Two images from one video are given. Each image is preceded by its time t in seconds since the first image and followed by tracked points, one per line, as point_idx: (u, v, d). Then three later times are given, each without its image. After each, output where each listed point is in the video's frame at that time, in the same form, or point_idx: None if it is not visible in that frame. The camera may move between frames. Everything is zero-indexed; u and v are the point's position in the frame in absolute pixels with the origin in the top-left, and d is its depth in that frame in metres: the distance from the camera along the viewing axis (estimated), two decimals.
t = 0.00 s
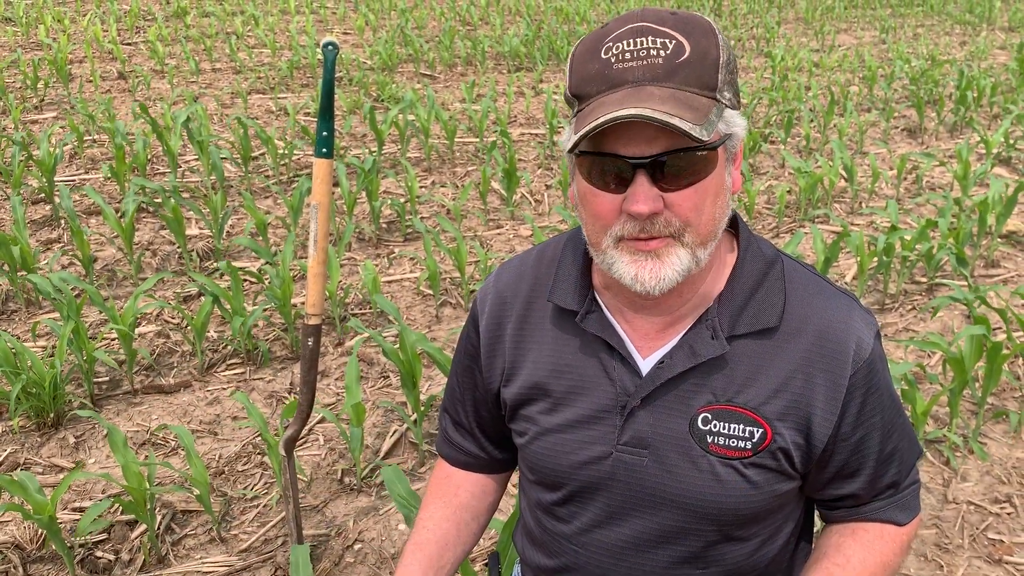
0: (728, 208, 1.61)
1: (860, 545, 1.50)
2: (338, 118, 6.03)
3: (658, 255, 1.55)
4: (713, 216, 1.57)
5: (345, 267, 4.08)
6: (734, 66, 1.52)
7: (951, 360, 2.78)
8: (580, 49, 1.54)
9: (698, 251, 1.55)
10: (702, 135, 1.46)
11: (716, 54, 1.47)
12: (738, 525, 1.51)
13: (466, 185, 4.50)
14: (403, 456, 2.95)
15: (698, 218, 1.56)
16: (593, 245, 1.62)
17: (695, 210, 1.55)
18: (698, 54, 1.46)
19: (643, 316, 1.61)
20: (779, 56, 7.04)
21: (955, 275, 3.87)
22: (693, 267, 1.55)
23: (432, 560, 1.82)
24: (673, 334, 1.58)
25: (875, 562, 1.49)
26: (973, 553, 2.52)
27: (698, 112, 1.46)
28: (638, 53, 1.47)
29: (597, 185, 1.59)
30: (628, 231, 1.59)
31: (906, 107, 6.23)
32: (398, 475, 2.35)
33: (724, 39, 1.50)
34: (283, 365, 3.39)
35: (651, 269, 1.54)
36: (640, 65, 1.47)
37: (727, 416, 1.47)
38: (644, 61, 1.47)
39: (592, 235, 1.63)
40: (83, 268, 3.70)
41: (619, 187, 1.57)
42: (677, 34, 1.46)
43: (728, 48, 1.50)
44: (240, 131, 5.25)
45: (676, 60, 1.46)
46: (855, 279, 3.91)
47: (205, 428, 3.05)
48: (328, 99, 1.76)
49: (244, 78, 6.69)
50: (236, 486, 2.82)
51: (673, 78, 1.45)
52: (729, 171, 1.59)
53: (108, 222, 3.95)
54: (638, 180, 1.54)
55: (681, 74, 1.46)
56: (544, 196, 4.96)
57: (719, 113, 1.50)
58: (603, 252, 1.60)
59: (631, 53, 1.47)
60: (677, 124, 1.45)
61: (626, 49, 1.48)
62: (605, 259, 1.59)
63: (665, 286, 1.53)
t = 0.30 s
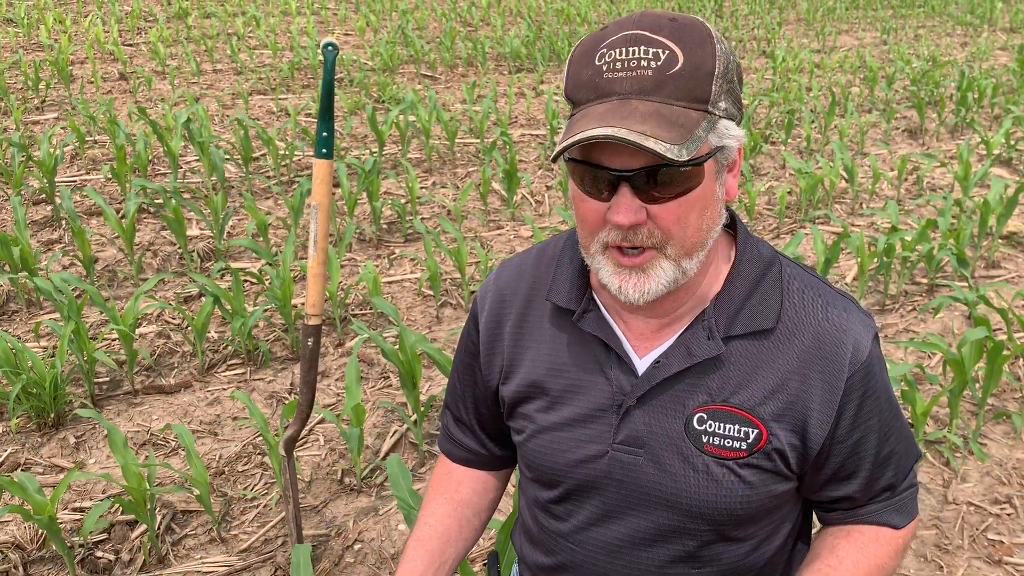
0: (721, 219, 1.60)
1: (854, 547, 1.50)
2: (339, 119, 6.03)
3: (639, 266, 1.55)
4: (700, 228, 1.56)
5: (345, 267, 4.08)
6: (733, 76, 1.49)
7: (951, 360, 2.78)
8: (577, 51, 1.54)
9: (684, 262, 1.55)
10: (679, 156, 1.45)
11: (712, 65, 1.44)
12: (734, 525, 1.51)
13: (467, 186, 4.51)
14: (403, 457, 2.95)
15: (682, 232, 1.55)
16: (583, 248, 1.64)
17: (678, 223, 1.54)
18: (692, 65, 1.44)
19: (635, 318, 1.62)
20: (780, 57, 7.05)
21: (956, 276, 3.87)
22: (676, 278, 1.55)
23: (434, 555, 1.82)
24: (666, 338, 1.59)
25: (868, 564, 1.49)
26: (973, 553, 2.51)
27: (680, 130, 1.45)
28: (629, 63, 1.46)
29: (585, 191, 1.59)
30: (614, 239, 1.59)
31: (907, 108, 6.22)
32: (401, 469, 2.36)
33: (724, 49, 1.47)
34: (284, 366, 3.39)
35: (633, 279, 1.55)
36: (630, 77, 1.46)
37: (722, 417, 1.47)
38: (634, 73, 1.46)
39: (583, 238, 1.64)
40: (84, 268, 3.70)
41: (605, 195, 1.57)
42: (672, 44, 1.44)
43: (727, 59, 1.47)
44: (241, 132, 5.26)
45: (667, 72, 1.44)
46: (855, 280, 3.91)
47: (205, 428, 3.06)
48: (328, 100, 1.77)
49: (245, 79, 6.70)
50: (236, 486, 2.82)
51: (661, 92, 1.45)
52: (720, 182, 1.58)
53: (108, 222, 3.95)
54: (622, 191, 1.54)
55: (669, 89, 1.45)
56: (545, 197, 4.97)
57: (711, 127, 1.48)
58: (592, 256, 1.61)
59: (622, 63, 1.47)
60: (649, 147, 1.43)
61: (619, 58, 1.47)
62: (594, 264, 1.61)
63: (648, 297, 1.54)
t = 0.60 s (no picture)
0: (713, 232, 1.58)
1: (844, 557, 1.49)
2: (341, 120, 6.04)
3: (619, 270, 1.56)
4: (682, 239, 1.54)
5: (347, 268, 4.08)
6: (733, 91, 1.45)
7: (952, 360, 2.77)
8: (583, 48, 1.54)
9: (663, 272, 1.54)
10: (646, 173, 1.44)
11: (707, 80, 1.42)
12: (727, 526, 1.51)
13: (468, 187, 4.51)
14: (403, 458, 2.96)
15: (662, 241, 1.53)
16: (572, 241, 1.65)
17: (657, 234, 1.53)
18: (686, 78, 1.42)
19: (631, 314, 1.64)
20: (781, 58, 7.04)
21: (958, 277, 3.87)
22: (656, 285, 1.55)
23: (440, 545, 1.82)
24: (664, 336, 1.60)
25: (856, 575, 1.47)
26: (975, 554, 2.51)
27: (656, 145, 1.44)
28: (622, 69, 1.46)
29: (574, 190, 1.60)
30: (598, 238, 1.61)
31: (909, 109, 6.22)
32: (392, 477, 2.32)
33: (725, 63, 1.43)
34: (285, 367, 3.40)
35: (610, 281, 1.56)
36: (621, 83, 1.46)
37: (717, 417, 1.47)
38: (625, 80, 1.46)
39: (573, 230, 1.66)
40: (86, 269, 3.71)
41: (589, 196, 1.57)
42: (670, 54, 1.42)
43: (728, 73, 1.44)
44: (243, 133, 5.27)
45: (657, 83, 1.43)
46: (857, 281, 3.91)
47: (207, 429, 3.06)
48: (329, 101, 1.77)
49: (247, 80, 6.71)
50: (237, 487, 2.82)
51: (646, 102, 1.44)
52: (710, 195, 1.54)
53: (110, 223, 3.96)
54: (602, 196, 1.54)
55: (656, 100, 1.44)
56: (547, 198, 4.97)
57: (700, 142, 1.46)
58: (581, 253, 1.63)
59: (616, 68, 1.47)
60: (614, 162, 1.45)
61: (614, 62, 1.47)
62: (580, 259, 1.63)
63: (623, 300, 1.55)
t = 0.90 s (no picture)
0: (704, 243, 1.55)
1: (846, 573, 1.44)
2: (343, 122, 6.05)
3: (605, 266, 1.59)
4: (666, 246, 1.54)
5: (349, 270, 4.09)
6: (734, 108, 1.43)
7: (954, 361, 2.77)
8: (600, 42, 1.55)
9: (642, 275, 1.55)
10: (617, 178, 1.46)
11: (704, 94, 1.41)
12: (716, 528, 1.52)
13: (470, 188, 4.51)
14: (405, 459, 2.96)
15: (645, 245, 1.54)
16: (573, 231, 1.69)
17: (640, 239, 1.54)
18: (682, 89, 1.41)
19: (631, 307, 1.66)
20: (783, 59, 7.04)
21: (960, 278, 3.86)
22: (637, 288, 1.56)
23: (443, 515, 1.84)
24: (661, 336, 1.61)
25: None
26: (977, 555, 2.51)
27: (635, 152, 1.46)
28: (622, 72, 1.47)
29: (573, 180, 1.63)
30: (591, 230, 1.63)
31: (911, 110, 6.22)
32: (402, 476, 2.32)
33: (728, 79, 1.42)
34: (287, 368, 3.40)
35: (594, 275, 1.60)
36: (618, 85, 1.48)
37: (711, 417, 1.48)
38: (623, 82, 1.47)
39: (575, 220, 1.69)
40: (88, 271, 3.71)
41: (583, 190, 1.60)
42: (671, 63, 1.41)
43: (729, 90, 1.42)
44: (245, 135, 5.28)
45: (652, 91, 1.43)
46: (858, 282, 3.90)
47: (209, 430, 3.06)
48: (330, 102, 1.77)
49: (249, 82, 6.72)
50: (239, 488, 2.82)
51: (637, 108, 1.45)
52: (700, 207, 1.52)
53: (112, 225, 3.97)
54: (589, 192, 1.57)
55: (648, 107, 1.44)
56: (548, 199, 4.97)
57: (689, 154, 1.46)
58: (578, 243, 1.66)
59: (618, 69, 1.48)
60: (582, 164, 1.49)
61: (618, 63, 1.48)
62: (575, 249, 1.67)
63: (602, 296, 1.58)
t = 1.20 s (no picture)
0: (699, 245, 1.56)
1: None
2: (344, 124, 6.05)
3: (598, 255, 1.62)
4: (656, 244, 1.55)
5: (350, 271, 4.10)
6: (733, 112, 1.43)
7: (955, 362, 2.77)
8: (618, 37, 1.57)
9: (633, 270, 1.57)
10: (601, 166, 1.49)
11: (701, 95, 1.41)
12: (713, 529, 1.52)
13: (472, 190, 4.52)
14: (407, 461, 2.96)
15: (636, 239, 1.56)
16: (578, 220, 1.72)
17: (630, 232, 1.56)
18: (681, 87, 1.42)
19: (635, 304, 1.67)
20: (783, 60, 7.05)
21: (961, 279, 3.87)
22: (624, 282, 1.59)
23: (450, 504, 1.86)
24: (664, 336, 1.62)
25: None
26: (978, 556, 2.51)
27: (625, 143, 1.47)
28: (629, 65, 1.49)
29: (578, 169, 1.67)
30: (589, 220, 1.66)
31: (911, 111, 6.22)
32: (398, 479, 2.31)
33: (729, 82, 1.42)
34: (289, 370, 3.41)
35: (588, 264, 1.63)
36: (622, 77, 1.50)
37: (711, 418, 1.48)
38: (626, 75, 1.49)
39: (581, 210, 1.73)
40: (90, 273, 3.72)
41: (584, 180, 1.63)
42: (674, 61, 1.43)
43: (730, 92, 1.42)
44: (246, 137, 5.29)
45: (652, 86, 1.45)
46: (859, 283, 3.91)
47: (211, 432, 3.07)
48: (332, 105, 1.78)
49: (250, 84, 6.74)
50: (242, 490, 2.83)
51: (635, 101, 1.47)
52: (693, 208, 1.53)
53: (114, 228, 3.98)
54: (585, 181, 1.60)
55: (646, 101, 1.46)
56: (549, 201, 4.98)
57: (682, 152, 1.46)
58: (579, 233, 1.69)
59: (625, 62, 1.50)
60: (570, 147, 1.52)
61: (626, 57, 1.50)
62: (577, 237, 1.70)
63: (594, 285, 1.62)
